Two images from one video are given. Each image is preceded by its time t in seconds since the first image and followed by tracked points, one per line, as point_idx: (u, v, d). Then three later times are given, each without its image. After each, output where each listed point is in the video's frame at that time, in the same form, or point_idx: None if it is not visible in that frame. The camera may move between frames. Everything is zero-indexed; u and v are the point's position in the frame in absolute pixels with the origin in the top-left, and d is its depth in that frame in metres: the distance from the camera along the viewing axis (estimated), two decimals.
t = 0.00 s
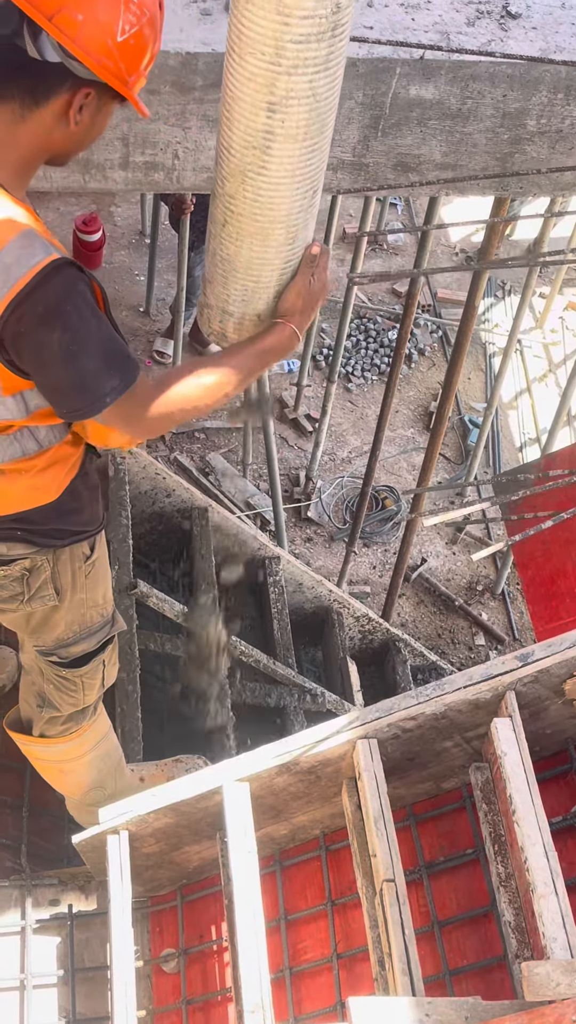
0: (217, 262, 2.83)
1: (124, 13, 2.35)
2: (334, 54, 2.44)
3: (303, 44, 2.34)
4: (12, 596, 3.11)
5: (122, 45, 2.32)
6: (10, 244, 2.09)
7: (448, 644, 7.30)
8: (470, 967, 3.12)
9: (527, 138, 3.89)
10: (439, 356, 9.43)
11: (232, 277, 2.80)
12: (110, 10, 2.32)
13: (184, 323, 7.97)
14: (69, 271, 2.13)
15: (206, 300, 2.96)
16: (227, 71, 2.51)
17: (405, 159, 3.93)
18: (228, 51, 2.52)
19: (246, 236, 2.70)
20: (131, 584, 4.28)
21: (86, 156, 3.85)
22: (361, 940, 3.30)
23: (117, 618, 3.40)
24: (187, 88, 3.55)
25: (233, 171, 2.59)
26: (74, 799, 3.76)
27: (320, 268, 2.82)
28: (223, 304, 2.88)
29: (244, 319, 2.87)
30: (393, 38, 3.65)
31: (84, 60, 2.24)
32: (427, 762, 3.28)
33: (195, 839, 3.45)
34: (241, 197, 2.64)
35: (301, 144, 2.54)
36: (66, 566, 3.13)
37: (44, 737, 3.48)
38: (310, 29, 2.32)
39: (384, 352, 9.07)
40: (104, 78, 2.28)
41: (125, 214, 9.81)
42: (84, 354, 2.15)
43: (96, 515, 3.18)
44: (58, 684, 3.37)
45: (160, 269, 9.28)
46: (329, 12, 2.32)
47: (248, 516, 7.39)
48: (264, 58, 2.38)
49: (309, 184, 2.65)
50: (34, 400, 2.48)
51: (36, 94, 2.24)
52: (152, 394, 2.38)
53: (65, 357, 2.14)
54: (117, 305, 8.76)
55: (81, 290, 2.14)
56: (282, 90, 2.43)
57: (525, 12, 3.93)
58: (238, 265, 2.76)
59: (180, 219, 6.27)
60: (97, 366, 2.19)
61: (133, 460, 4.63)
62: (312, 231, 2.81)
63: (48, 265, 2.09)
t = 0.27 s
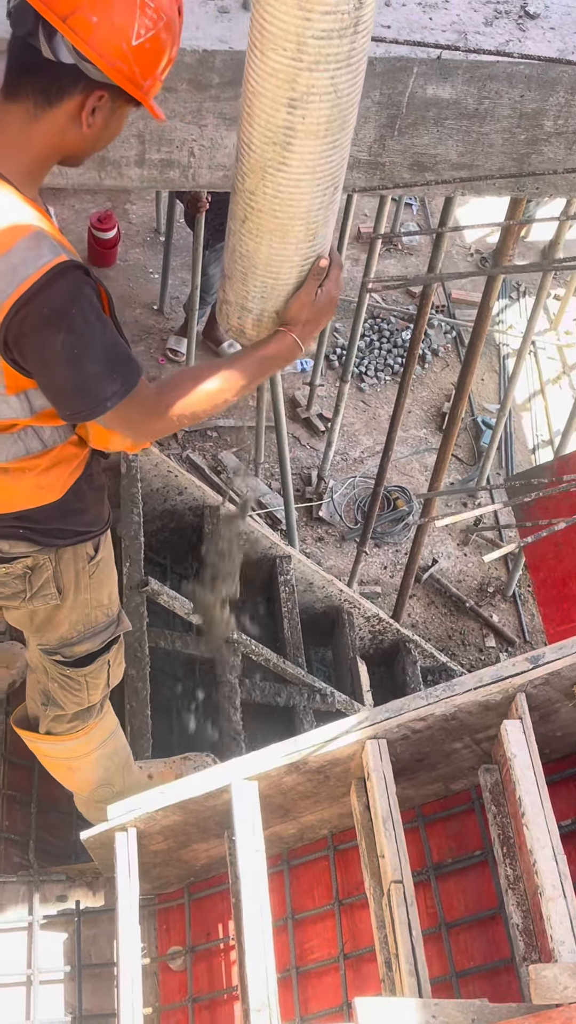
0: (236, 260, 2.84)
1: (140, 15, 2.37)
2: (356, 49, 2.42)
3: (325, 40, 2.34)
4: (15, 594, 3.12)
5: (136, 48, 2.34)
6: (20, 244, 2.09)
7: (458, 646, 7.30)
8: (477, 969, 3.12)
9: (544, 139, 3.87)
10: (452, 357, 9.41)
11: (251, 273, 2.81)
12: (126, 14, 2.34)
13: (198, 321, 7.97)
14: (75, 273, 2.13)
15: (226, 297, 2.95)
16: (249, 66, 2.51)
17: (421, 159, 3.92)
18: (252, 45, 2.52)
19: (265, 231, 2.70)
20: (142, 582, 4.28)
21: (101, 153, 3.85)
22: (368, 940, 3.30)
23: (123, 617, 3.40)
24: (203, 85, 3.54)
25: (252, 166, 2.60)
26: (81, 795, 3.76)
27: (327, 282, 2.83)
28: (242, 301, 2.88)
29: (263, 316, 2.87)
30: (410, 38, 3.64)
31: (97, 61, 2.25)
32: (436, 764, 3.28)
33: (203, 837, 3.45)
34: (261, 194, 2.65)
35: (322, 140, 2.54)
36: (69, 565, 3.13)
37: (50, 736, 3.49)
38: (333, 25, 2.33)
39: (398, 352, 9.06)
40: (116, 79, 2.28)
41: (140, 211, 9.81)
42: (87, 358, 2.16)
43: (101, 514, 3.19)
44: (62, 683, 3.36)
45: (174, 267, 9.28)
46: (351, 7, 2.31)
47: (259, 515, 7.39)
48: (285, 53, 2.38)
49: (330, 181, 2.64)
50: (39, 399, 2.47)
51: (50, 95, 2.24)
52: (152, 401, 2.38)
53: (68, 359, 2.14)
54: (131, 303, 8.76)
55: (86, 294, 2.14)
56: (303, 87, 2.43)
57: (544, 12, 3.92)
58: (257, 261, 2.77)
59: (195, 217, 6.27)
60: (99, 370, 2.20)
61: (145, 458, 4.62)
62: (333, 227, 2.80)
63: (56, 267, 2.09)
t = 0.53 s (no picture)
0: (257, 264, 2.83)
1: (162, 13, 2.35)
2: (380, 52, 2.42)
3: (349, 42, 2.33)
4: (37, 592, 3.13)
5: (159, 47, 2.32)
6: (43, 246, 2.09)
7: (472, 649, 7.28)
8: (490, 977, 3.11)
9: (567, 144, 3.86)
10: (469, 359, 9.39)
11: (272, 278, 2.80)
12: (149, 12, 2.32)
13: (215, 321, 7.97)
14: (100, 276, 2.12)
15: (247, 301, 2.95)
16: (271, 67, 2.49)
17: (443, 163, 3.91)
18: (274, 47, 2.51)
19: (288, 236, 2.69)
20: (157, 583, 4.27)
21: (123, 154, 3.86)
22: (381, 946, 3.29)
23: (141, 618, 3.38)
24: (226, 87, 3.53)
25: (276, 170, 2.59)
26: (94, 795, 3.77)
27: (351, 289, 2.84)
28: (263, 305, 2.88)
29: (283, 322, 2.87)
30: (433, 42, 3.63)
31: (119, 61, 2.24)
32: (450, 770, 3.27)
33: (216, 840, 3.44)
34: (283, 198, 2.64)
35: (346, 143, 2.53)
36: (91, 565, 3.12)
37: (66, 735, 3.49)
38: (357, 27, 2.32)
39: (414, 354, 9.05)
40: (139, 79, 2.27)
41: (158, 211, 9.81)
42: (109, 362, 2.16)
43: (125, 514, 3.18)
44: (80, 682, 3.36)
45: (191, 267, 9.29)
46: (376, 10, 2.31)
47: (274, 515, 7.39)
48: (310, 55, 2.37)
49: (352, 184, 2.63)
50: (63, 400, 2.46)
51: (72, 96, 2.23)
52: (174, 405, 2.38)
53: (90, 363, 2.14)
54: (148, 302, 8.77)
55: (110, 296, 2.14)
56: (327, 90, 2.42)
57: (568, 17, 3.90)
58: (278, 266, 2.76)
59: (213, 217, 6.26)
60: (122, 374, 2.19)
61: (161, 459, 4.62)
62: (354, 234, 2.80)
63: (81, 268, 2.08)
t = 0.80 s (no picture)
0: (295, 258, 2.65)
1: (186, 14, 2.33)
2: (421, 45, 2.21)
3: (390, 37, 2.12)
4: (49, 591, 3.12)
5: (182, 48, 2.30)
6: (62, 247, 2.08)
7: (482, 652, 7.26)
8: (497, 984, 3.10)
9: None
10: (482, 361, 9.37)
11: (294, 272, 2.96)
12: (172, 13, 2.30)
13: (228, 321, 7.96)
14: (115, 280, 2.12)
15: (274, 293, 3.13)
16: (312, 61, 2.29)
17: (458, 166, 3.90)
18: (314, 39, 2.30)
19: (326, 226, 2.49)
20: (167, 584, 4.25)
21: (138, 154, 3.85)
22: (388, 951, 3.28)
23: (152, 617, 3.36)
24: (242, 88, 3.52)
25: (314, 162, 2.40)
26: (103, 795, 3.76)
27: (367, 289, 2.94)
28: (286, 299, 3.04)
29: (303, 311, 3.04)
30: (450, 44, 3.61)
31: (143, 62, 2.22)
32: (460, 775, 3.25)
33: (224, 842, 3.44)
34: (323, 190, 2.44)
35: (385, 136, 2.32)
36: (102, 565, 3.11)
37: (75, 734, 3.48)
38: (398, 24, 2.11)
39: (428, 355, 9.03)
40: (162, 81, 2.26)
41: (173, 209, 9.81)
42: (116, 366, 2.17)
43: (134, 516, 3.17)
44: (90, 681, 3.35)
45: (205, 266, 9.28)
46: (416, 5, 2.09)
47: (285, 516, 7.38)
48: (350, 51, 2.16)
49: (392, 176, 2.43)
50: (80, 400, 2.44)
51: (95, 95, 2.23)
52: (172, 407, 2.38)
53: (99, 367, 2.15)
54: (162, 301, 8.76)
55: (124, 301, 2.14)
56: (367, 83, 2.21)
57: None
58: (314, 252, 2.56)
59: (227, 217, 6.26)
60: (127, 379, 2.21)
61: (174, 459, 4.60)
62: (395, 218, 2.58)
63: (98, 272, 2.08)
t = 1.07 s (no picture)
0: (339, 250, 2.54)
1: (195, 4, 2.33)
2: (467, 40, 2.14)
3: (436, 35, 2.06)
4: (61, 585, 3.12)
5: (192, 36, 2.29)
6: (82, 238, 2.11)
7: (491, 654, 7.25)
8: (504, 986, 3.09)
9: None
10: (494, 362, 9.35)
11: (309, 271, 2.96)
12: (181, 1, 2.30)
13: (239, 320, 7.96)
14: (137, 265, 2.15)
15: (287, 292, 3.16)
16: (357, 57, 2.22)
17: (472, 166, 3.89)
18: (359, 35, 2.23)
19: (371, 220, 2.42)
20: (177, 582, 4.26)
21: (151, 152, 3.86)
22: (394, 953, 3.27)
23: (163, 613, 3.37)
24: (255, 87, 3.52)
25: (360, 157, 2.32)
26: (111, 793, 3.77)
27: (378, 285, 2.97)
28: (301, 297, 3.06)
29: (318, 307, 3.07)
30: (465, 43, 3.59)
31: (154, 51, 2.22)
32: (468, 776, 3.25)
33: (231, 841, 3.43)
34: (367, 184, 2.36)
35: (431, 130, 2.26)
36: (115, 558, 3.11)
37: (85, 729, 3.48)
38: (444, 19, 2.04)
39: (439, 356, 9.02)
40: (173, 69, 2.26)
41: (185, 208, 9.82)
42: (146, 348, 2.21)
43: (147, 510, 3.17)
44: (101, 676, 3.33)
45: (217, 265, 9.29)
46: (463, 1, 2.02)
47: (294, 515, 7.38)
48: (396, 48, 2.10)
49: (437, 168, 2.36)
50: (90, 397, 2.44)
51: (105, 88, 2.25)
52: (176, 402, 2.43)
53: (130, 351, 2.18)
54: (174, 299, 8.77)
55: (146, 284, 2.18)
56: (413, 80, 2.15)
57: None
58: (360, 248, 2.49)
59: (239, 216, 6.25)
60: (156, 359, 2.25)
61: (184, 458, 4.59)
62: (438, 210, 2.51)
63: (120, 260, 2.11)
